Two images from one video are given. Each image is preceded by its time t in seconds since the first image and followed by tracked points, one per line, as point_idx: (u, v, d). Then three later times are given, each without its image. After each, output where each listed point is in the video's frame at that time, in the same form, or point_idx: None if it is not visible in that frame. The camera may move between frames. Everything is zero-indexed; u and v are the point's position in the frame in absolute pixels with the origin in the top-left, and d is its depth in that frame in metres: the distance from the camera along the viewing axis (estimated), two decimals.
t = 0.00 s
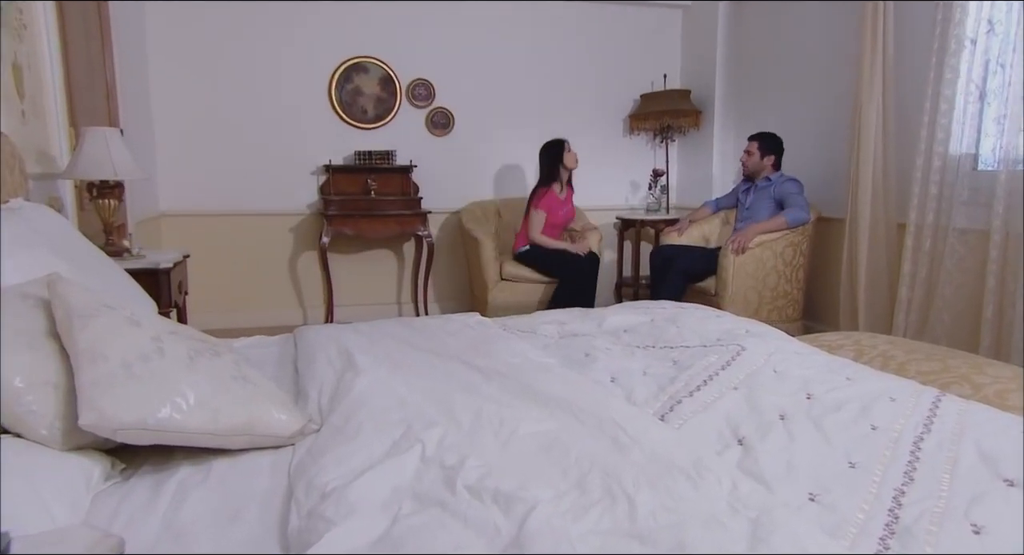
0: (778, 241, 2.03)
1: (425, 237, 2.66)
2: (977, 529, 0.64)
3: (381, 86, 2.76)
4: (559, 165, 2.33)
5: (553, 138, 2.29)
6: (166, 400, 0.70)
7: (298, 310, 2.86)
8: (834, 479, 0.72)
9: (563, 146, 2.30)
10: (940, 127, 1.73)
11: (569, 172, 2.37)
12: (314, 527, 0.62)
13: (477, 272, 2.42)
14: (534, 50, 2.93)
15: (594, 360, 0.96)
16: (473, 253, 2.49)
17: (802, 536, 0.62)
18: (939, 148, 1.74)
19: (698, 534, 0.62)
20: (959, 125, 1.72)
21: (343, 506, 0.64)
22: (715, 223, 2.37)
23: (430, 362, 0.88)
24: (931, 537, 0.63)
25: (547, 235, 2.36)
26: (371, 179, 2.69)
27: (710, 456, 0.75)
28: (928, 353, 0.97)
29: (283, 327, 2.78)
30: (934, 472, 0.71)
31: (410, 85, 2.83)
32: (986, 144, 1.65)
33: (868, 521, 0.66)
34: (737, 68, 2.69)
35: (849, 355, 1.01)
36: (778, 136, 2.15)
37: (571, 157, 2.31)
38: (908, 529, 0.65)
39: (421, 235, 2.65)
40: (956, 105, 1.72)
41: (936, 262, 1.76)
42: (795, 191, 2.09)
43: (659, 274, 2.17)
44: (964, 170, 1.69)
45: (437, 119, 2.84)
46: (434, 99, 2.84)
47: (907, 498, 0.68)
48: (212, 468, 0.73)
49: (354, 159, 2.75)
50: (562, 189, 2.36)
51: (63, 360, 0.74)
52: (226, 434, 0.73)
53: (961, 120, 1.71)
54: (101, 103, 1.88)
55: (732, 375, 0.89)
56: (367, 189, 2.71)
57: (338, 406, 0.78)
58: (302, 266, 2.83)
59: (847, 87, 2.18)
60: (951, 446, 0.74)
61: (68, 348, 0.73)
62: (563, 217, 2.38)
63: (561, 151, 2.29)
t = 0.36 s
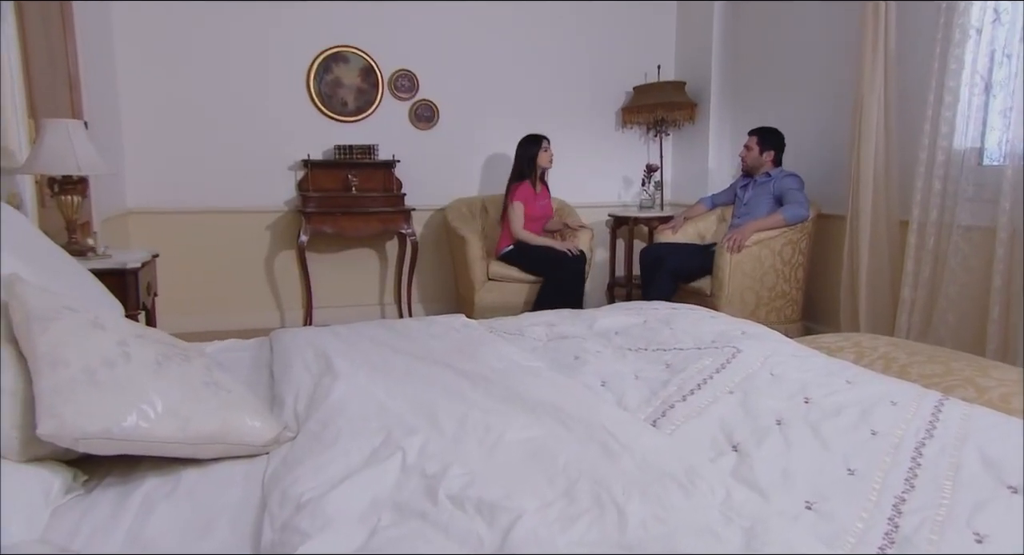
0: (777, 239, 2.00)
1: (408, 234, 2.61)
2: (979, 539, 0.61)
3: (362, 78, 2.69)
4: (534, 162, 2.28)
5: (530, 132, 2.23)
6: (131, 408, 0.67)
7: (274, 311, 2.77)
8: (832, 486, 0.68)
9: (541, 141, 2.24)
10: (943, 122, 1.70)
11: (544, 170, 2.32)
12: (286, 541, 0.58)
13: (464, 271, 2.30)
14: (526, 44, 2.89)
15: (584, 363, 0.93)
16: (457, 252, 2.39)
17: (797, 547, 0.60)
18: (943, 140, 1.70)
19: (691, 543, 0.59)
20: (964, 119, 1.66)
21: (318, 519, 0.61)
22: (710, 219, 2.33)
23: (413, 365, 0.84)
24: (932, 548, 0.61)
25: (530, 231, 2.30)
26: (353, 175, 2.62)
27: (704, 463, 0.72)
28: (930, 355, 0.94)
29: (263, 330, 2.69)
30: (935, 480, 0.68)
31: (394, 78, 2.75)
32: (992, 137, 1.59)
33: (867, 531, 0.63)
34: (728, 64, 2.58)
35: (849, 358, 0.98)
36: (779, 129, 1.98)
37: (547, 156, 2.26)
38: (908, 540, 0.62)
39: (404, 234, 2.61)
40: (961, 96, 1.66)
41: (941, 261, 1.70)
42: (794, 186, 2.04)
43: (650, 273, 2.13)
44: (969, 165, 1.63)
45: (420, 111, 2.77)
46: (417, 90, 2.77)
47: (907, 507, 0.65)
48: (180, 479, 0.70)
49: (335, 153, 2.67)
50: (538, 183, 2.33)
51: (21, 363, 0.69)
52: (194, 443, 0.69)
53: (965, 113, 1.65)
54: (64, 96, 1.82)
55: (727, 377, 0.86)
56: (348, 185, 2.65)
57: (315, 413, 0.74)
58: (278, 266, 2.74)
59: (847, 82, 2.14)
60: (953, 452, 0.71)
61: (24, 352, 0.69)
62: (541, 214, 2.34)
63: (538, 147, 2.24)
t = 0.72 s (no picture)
0: (775, 237, 1.97)
1: (392, 233, 2.48)
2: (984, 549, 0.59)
3: (342, 69, 2.57)
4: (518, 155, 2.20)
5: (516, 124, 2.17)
6: (96, 416, 0.63)
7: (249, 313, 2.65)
8: (832, 494, 0.65)
9: (523, 133, 2.17)
10: (948, 115, 1.66)
11: (529, 165, 2.24)
12: None
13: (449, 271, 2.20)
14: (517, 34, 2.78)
15: (574, 366, 0.89)
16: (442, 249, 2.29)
17: None
18: (949, 134, 1.66)
19: None
20: (970, 112, 1.63)
21: (292, 532, 0.57)
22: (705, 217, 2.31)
23: (393, 371, 0.80)
24: None
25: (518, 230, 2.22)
26: (333, 170, 2.48)
27: (697, 471, 0.68)
28: (933, 357, 0.91)
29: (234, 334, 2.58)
30: (938, 487, 0.66)
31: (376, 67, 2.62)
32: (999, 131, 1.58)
33: (867, 540, 0.60)
34: (735, 64, 2.63)
35: (850, 361, 0.95)
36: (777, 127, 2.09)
37: (532, 149, 2.18)
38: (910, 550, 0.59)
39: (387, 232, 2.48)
40: (967, 88, 1.62)
41: (946, 260, 1.67)
42: (792, 183, 2.03)
43: (643, 273, 2.10)
44: (974, 161, 1.62)
45: (403, 104, 2.66)
46: (400, 82, 2.64)
47: (909, 516, 0.63)
48: (148, 491, 0.66)
49: (313, 148, 2.55)
50: (523, 179, 2.24)
51: None
52: (161, 452, 0.66)
53: (971, 106, 1.63)
54: (23, 86, 1.79)
55: (723, 381, 0.82)
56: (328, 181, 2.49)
57: (291, 421, 0.71)
58: (252, 266, 2.63)
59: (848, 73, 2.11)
60: (957, 458, 0.68)
61: None
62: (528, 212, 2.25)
63: (523, 140, 2.17)
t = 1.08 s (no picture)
0: (774, 237, 1.95)
1: (375, 232, 2.44)
2: None
3: (324, 60, 2.53)
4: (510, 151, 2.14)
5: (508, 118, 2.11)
6: (62, 424, 0.60)
7: (226, 316, 2.58)
8: (831, 502, 0.63)
9: (515, 129, 2.11)
10: (952, 109, 1.63)
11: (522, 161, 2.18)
12: None
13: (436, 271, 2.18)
14: (515, 29, 2.74)
15: (564, 368, 0.86)
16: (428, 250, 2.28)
17: None
18: (953, 130, 1.63)
19: None
20: (976, 106, 1.57)
21: (267, 545, 0.54)
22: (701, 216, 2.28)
23: (375, 375, 0.77)
24: None
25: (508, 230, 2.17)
26: (314, 166, 2.42)
27: (690, 478, 0.65)
28: (936, 359, 0.88)
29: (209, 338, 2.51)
30: (939, 495, 0.63)
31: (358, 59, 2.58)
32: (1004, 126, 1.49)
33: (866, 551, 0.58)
34: (732, 61, 2.61)
35: (850, 364, 0.92)
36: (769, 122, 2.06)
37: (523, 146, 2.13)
38: None
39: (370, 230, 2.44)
40: (971, 81, 1.59)
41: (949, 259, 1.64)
42: (790, 181, 2.01)
43: (638, 273, 2.07)
44: (980, 156, 1.55)
45: (387, 96, 2.61)
46: (384, 75, 2.60)
47: (909, 525, 0.60)
48: (116, 503, 0.63)
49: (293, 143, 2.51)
50: (515, 176, 2.17)
51: None
52: (131, 463, 0.62)
53: (976, 100, 1.57)
54: None
55: (719, 383, 0.79)
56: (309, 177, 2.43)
57: (267, 428, 0.67)
58: (229, 265, 2.57)
59: (849, 69, 2.07)
60: (959, 466, 0.66)
61: None
62: (519, 210, 2.20)
63: (515, 136, 2.11)
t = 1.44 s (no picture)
0: (766, 237, 1.93)
1: (353, 232, 2.35)
2: None
3: (299, 53, 2.45)
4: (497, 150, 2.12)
5: (496, 115, 2.09)
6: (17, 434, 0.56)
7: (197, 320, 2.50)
8: (823, 511, 0.60)
9: (502, 127, 2.09)
10: (949, 105, 1.62)
11: (509, 159, 2.16)
12: None
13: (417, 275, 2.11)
14: (510, 24, 2.70)
15: (549, 372, 0.83)
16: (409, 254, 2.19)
17: None
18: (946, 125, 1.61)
19: None
20: (972, 103, 1.57)
21: None
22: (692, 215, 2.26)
23: (352, 381, 0.74)
24: None
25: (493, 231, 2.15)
26: (289, 164, 2.32)
27: (677, 487, 0.63)
28: (933, 363, 0.86)
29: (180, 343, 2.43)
30: (934, 503, 0.61)
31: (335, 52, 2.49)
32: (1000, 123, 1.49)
33: None
34: (722, 60, 2.58)
35: (843, 369, 0.90)
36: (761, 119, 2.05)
37: (510, 144, 2.11)
38: None
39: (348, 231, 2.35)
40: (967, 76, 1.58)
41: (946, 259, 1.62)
42: (781, 178, 1.99)
43: (626, 274, 2.04)
44: (976, 153, 1.55)
45: (364, 92, 2.53)
46: (362, 69, 2.52)
47: (903, 535, 0.58)
48: (76, 519, 0.59)
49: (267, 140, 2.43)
50: (501, 175, 2.15)
51: None
52: (93, 475, 0.59)
53: (972, 96, 1.57)
54: None
55: (707, 388, 0.77)
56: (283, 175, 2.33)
57: (237, 438, 0.64)
58: (201, 266, 2.48)
59: (842, 66, 2.06)
60: (954, 473, 0.64)
61: None
62: (505, 210, 2.18)
63: (502, 134, 2.09)
